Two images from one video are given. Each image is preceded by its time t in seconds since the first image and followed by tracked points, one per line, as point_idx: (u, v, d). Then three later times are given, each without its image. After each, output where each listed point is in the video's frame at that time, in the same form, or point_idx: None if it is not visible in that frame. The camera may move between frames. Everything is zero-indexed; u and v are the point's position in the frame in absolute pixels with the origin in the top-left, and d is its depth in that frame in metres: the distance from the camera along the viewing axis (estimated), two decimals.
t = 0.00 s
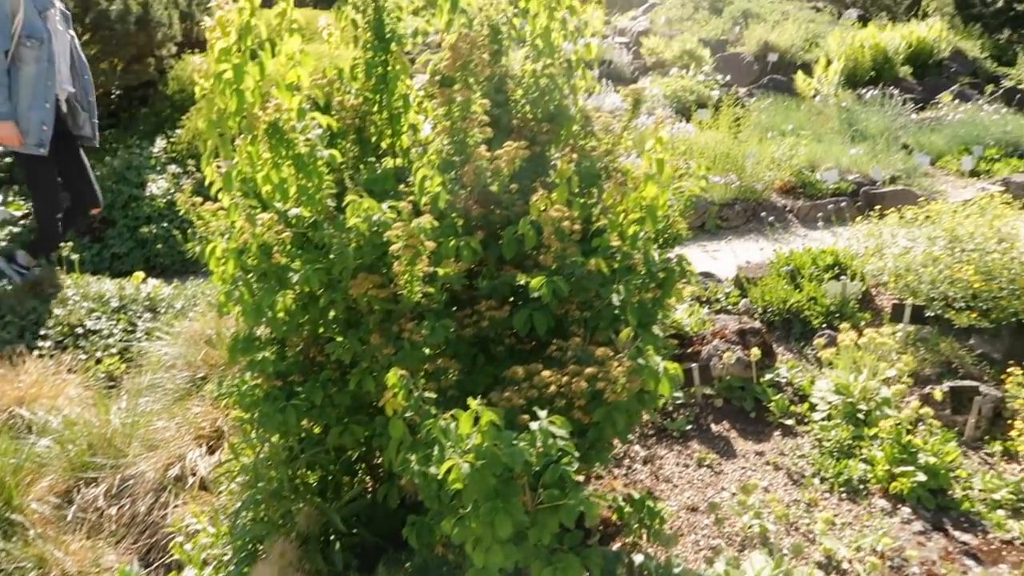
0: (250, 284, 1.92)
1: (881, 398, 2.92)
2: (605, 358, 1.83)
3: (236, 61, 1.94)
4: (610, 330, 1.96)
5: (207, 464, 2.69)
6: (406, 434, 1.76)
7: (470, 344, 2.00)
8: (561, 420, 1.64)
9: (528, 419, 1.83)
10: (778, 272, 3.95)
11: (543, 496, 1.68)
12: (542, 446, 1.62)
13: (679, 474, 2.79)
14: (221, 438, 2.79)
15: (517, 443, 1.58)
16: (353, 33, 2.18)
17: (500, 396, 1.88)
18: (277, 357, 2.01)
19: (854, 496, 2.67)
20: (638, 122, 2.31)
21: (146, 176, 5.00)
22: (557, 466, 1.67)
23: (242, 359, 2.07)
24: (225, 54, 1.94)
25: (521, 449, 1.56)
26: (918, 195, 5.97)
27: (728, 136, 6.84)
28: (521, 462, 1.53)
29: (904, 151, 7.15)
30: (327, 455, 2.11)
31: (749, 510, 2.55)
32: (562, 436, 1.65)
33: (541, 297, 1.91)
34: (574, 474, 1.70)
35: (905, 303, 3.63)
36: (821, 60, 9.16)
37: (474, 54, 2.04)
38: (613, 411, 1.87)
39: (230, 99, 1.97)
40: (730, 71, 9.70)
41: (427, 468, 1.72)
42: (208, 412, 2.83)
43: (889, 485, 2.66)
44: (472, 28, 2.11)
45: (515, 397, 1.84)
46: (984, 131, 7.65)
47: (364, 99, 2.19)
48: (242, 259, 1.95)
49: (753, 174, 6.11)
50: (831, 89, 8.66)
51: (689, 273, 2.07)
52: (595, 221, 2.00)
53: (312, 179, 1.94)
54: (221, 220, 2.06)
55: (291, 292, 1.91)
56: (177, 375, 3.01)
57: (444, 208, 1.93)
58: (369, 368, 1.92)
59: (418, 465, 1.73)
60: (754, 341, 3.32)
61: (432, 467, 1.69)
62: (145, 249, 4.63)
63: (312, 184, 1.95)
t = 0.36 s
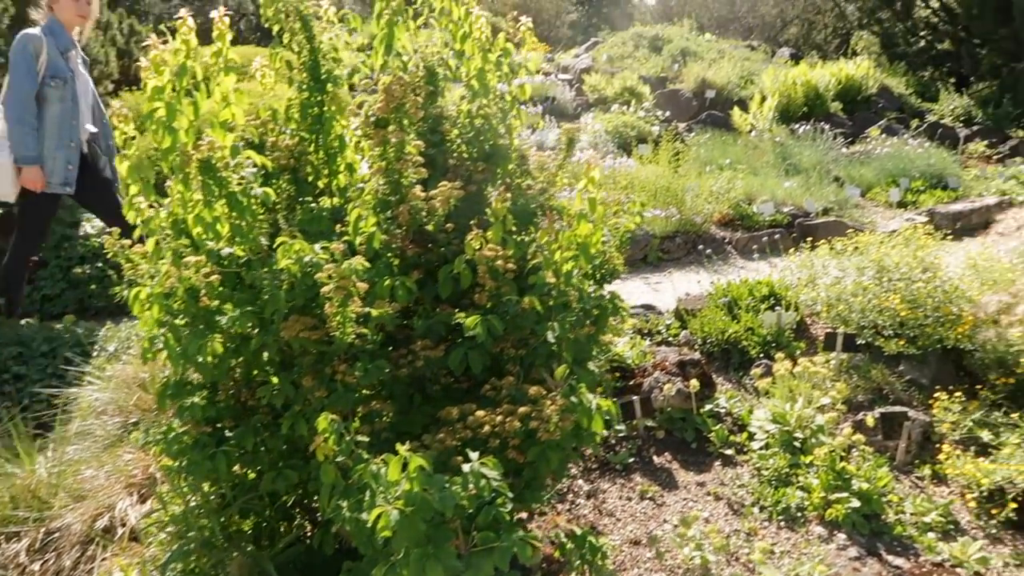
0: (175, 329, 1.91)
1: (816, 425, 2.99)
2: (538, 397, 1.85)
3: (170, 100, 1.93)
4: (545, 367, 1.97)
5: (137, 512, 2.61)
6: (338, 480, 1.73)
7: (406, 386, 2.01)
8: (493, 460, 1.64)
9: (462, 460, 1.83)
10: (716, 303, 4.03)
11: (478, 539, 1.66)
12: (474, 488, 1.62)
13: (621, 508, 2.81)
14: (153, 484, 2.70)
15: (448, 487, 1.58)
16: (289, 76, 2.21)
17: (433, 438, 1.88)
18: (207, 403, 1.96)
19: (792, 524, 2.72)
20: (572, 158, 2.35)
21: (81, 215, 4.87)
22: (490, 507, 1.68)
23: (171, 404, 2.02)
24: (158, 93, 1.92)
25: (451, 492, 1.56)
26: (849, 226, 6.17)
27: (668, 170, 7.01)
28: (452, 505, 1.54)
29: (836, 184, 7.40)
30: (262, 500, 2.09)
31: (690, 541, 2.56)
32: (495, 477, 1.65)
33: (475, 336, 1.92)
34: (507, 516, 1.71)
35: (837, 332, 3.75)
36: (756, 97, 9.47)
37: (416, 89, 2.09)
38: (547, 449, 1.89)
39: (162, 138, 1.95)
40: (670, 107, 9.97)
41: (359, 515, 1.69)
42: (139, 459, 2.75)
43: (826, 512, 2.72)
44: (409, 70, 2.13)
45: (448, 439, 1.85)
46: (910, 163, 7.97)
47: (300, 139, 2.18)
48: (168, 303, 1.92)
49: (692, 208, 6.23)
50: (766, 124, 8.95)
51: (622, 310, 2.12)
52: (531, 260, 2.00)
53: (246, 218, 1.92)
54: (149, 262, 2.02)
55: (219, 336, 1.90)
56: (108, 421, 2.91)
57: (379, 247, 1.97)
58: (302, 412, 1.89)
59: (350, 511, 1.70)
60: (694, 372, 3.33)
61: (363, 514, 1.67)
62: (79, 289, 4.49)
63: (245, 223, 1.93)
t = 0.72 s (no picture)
0: (96, 365, 1.84)
1: (752, 447, 3.05)
2: (471, 427, 1.88)
3: (86, 130, 1.83)
4: (482, 395, 1.99)
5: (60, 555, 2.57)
6: (266, 515, 1.70)
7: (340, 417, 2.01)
8: (423, 492, 1.66)
9: (394, 492, 1.84)
10: (655, 326, 4.08)
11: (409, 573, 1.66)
12: (406, 521, 1.63)
13: (563, 534, 2.81)
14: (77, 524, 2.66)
15: (377, 521, 1.58)
16: (220, 103, 2.19)
17: (364, 470, 1.89)
18: (130, 439, 1.90)
19: (730, 546, 2.76)
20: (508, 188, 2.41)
21: (6, 242, 4.67)
22: (423, 540, 1.67)
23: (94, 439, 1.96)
24: (73, 123, 1.82)
25: (381, 527, 1.56)
26: (785, 250, 6.31)
27: (609, 195, 7.10)
28: (381, 540, 1.54)
29: (772, 209, 7.59)
30: (191, 537, 2.02)
31: (629, 567, 2.61)
32: (427, 508, 1.68)
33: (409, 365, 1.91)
34: (441, 548, 1.70)
35: (773, 354, 3.84)
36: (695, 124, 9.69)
37: (351, 115, 2.12)
38: (482, 478, 1.88)
39: (79, 169, 1.86)
40: (611, 134, 10.14)
41: (286, 552, 1.64)
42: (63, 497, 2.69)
43: (762, 532, 2.77)
44: (344, 98, 2.15)
45: (380, 471, 1.86)
46: (841, 189, 8.24)
47: (232, 167, 2.16)
48: (87, 337, 1.87)
49: (635, 233, 6.31)
50: (705, 150, 9.16)
51: (558, 336, 2.12)
52: (467, 288, 2.01)
53: (171, 250, 1.88)
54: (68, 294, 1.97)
55: (144, 368, 1.86)
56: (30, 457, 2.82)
57: (313, 275, 1.97)
58: (230, 446, 1.85)
59: (277, 548, 1.66)
60: (635, 397, 3.36)
61: (290, 551, 1.62)
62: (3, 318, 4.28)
63: (170, 254, 1.89)
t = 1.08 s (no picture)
0: (21, 393, 1.75)
1: (701, 462, 3.05)
2: (416, 450, 1.86)
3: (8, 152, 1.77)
4: (428, 416, 1.98)
5: None
6: (203, 543, 1.66)
7: (283, 440, 2.00)
8: (365, 517, 1.63)
9: (336, 517, 1.82)
10: (606, 343, 4.12)
11: None
12: (347, 546, 1.60)
13: (514, 553, 2.79)
14: None
15: (317, 547, 1.57)
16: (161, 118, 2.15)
17: (306, 496, 1.87)
18: (60, 469, 1.81)
19: (680, 561, 2.77)
20: (455, 206, 2.42)
21: None
22: (365, 566, 1.62)
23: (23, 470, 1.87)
24: None
25: (320, 553, 1.55)
26: (733, 265, 6.41)
27: (561, 211, 7.15)
28: (320, 567, 1.52)
29: (721, 225, 7.72)
30: (125, 569, 1.93)
31: None
32: (369, 533, 1.65)
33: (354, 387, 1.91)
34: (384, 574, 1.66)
35: (721, 370, 3.90)
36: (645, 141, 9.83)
37: (296, 133, 2.12)
38: (426, 501, 1.86)
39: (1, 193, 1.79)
40: (564, 150, 10.24)
41: None
42: None
43: (712, 547, 2.78)
44: (289, 115, 2.15)
45: (322, 496, 1.85)
46: (787, 206, 8.41)
47: (172, 185, 2.11)
48: (14, 365, 1.80)
49: (586, 248, 6.33)
50: (655, 167, 9.29)
51: (505, 356, 2.12)
52: (413, 308, 2.03)
53: (102, 274, 1.82)
54: None
55: (72, 396, 1.78)
56: None
57: (253, 296, 1.92)
58: (167, 472, 1.82)
59: None
60: (586, 413, 3.36)
61: None
62: None
63: (101, 278, 1.84)
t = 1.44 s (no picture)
0: None
1: (675, 488, 3.01)
2: (384, 486, 1.84)
3: None
4: (397, 451, 1.98)
5: None
6: None
7: (251, 477, 1.98)
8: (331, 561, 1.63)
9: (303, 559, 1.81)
10: (579, 369, 4.14)
11: None
12: None
13: None
14: None
15: None
16: (124, 151, 2.14)
17: (272, 536, 1.84)
18: (20, 512, 1.77)
19: None
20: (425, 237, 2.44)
21: None
22: None
23: None
24: None
25: None
26: (705, 288, 6.46)
27: (533, 236, 7.17)
28: None
29: (692, 248, 7.79)
30: None
31: None
32: None
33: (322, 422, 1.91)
34: None
35: (693, 395, 3.92)
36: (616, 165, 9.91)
37: (263, 165, 2.14)
38: (395, 539, 1.84)
39: None
40: (536, 174, 10.31)
41: None
42: None
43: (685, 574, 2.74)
44: (255, 148, 2.17)
45: (289, 536, 1.82)
46: (756, 228, 8.51)
47: (137, 218, 2.10)
48: None
49: (560, 273, 6.37)
50: (626, 191, 9.35)
51: (474, 387, 2.12)
52: (381, 340, 2.02)
53: (67, 311, 1.80)
54: None
55: (32, 439, 1.73)
56: None
57: (217, 331, 1.90)
58: (131, 514, 1.81)
59: None
60: (559, 440, 3.37)
61: None
62: None
63: (65, 316, 1.81)
